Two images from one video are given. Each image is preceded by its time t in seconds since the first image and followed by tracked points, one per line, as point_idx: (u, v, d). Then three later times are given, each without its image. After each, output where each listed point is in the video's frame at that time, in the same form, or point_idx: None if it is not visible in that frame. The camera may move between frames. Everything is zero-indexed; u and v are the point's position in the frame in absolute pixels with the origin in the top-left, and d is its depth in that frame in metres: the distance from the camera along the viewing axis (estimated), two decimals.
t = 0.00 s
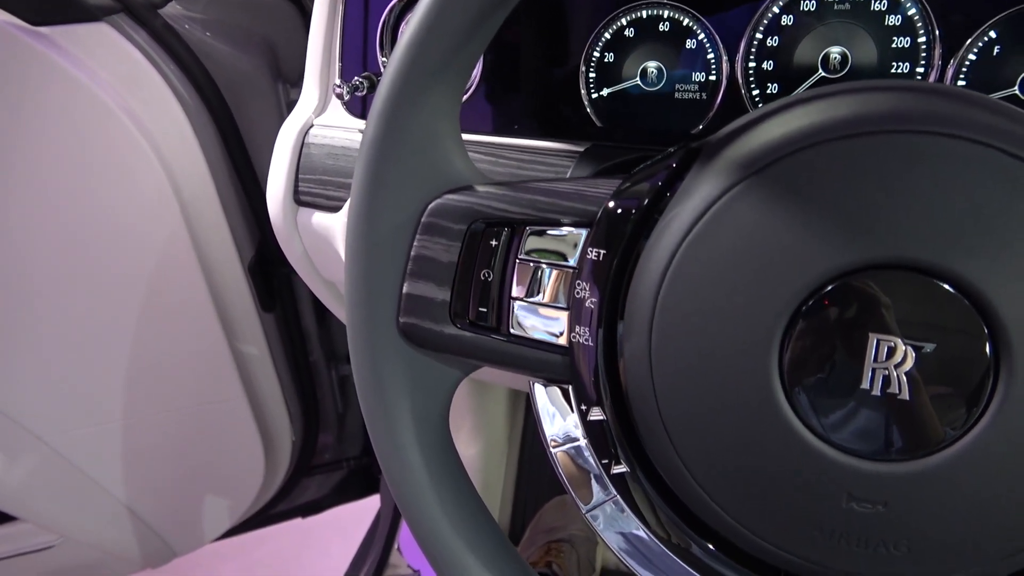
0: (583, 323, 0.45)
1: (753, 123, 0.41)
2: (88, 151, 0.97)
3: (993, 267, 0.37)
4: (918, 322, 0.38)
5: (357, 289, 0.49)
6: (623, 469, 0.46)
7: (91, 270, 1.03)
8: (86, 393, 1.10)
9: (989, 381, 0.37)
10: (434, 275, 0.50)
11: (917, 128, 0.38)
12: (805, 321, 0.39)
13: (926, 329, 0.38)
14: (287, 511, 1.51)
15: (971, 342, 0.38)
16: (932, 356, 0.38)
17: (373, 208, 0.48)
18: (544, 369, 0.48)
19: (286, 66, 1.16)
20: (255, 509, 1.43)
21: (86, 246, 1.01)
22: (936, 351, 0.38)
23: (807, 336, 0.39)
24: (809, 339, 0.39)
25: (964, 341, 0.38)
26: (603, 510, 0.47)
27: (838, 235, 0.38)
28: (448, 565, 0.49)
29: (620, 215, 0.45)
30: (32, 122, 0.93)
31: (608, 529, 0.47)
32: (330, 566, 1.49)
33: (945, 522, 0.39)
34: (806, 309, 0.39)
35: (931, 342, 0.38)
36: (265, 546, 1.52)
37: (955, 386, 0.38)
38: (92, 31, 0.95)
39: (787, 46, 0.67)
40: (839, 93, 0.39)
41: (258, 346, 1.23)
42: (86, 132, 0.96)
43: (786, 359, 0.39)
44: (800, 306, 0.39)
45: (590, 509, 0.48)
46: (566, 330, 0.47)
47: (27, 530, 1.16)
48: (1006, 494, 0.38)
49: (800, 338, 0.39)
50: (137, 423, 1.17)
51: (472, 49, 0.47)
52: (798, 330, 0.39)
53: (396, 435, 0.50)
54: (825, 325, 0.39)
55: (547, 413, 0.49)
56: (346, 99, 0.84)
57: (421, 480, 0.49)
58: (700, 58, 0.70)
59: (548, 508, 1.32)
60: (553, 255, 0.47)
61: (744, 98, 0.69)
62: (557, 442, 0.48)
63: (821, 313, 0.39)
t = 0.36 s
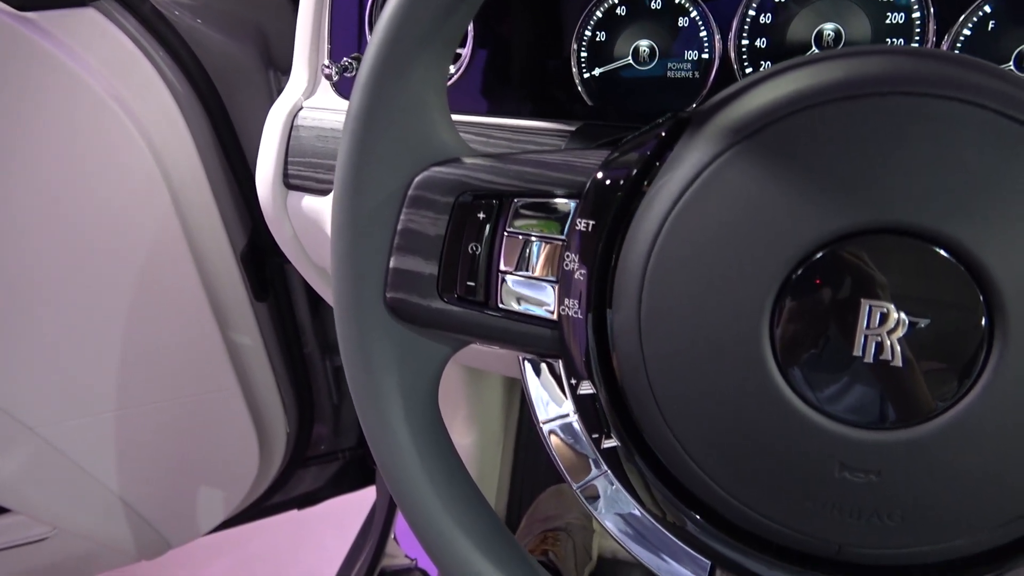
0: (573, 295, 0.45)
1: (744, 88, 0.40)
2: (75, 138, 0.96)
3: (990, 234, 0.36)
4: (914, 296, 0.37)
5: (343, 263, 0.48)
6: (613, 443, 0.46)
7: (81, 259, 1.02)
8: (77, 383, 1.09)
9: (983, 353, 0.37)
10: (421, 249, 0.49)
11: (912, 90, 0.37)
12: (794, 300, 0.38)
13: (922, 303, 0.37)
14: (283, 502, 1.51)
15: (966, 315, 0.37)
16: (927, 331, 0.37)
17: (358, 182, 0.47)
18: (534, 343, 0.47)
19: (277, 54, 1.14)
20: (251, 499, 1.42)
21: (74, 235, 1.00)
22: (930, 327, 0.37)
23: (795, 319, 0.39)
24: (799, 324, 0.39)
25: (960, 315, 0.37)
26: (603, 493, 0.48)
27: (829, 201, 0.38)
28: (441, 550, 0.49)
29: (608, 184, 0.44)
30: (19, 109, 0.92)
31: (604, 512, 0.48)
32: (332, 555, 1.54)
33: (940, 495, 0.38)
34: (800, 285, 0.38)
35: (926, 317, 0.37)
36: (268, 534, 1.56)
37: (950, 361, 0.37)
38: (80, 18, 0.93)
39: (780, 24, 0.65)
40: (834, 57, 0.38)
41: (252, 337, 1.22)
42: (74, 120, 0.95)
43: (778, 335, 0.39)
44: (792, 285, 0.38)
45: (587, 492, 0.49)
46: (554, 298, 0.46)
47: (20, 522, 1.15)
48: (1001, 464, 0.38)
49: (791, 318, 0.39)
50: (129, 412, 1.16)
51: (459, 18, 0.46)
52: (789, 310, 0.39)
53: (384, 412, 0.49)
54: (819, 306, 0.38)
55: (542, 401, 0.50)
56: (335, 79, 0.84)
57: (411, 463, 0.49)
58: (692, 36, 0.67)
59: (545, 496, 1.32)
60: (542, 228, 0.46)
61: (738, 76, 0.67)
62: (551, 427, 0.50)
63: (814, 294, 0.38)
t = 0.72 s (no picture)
0: (559, 268, 0.44)
1: (728, 58, 0.40)
2: (61, 124, 0.95)
3: (973, 202, 0.36)
4: (899, 267, 0.37)
5: (327, 238, 0.48)
6: (599, 416, 0.46)
7: (69, 248, 1.01)
8: (67, 374, 1.08)
9: (967, 323, 0.37)
10: (407, 225, 0.48)
11: (894, 56, 0.37)
12: (782, 281, 0.39)
13: (909, 278, 0.37)
14: (277, 494, 1.51)
15: (951, 287, 0.37)
16: (912, 306, 0.37)
17: (342, 157, 0.47)
18: (520, 317, 0.47)
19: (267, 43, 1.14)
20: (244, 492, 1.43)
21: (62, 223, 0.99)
22: (916, 300, 0.37)
23: (782, 301, 0.39)
24: (786, 305, 0.39)
25: (946, 288, 0.37)
26: (601, 474, 0.50)
27: (812, 166, 0.37)
28: (434, 528, 0.48)
29: (592, 158, 0.44)
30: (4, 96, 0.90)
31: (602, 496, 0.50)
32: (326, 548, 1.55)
33: (923, 464, 0.38)
34: (789, 264, 0.38)
35: (911, 291, 0.37)
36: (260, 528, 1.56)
37: (935, 335, 0.37)
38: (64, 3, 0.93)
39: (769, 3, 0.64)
40: (818, 23, 0.38)
41: (244, 327, 1.22)
42: (60, 107, 0.94)
43: (764, 316, 0.39)
44: (780, 264, 0.38)
45: (584, 477, 0.51)
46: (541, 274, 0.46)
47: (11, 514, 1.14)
48: (985, 431, 0.38)
49: (778, 297, 0.39)
50: (119, 402, 1.15)
51: None
52: (775, 290, 0.39)
53: (371, 388, 0.49)
54: (807, 288, 0.38)
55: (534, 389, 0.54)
56: (322, 62, 0.84)
57: (399, 446, 0.49)
58: (681, 16, 0.66)
59: (539, 485, 1.32)
60: (528, 201, 0.46)
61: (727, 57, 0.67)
62: (546, 416, 0.53)
63: (802, 275, 0.38)
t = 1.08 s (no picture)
0: (547, 239, 0.44)
1: (715, 24, 0.39)
2: (46, 112, 0.94)
3: (964, 167, 0.36)
4: (889, 234, 0.37)
5: (313, 213, 0.48)
6: (589, 388, 0.45)
7: (57, 237, 1.00)
8: (57, 364, 1.07)
9: (954, 293, 0.37)
10: (394, 198, 0.48)
11: (883, 18, 0.36)
12: (773, 261, 0.38)
13: (902, 252, 0.37)
14: (271, 485, 1.51)
15: (941, 259, 0.37)
16: (903, 280, 0.37)
17: (328, 130, 0.46)
18: (508, 290, 0.47)
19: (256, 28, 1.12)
20: (237, 483, 1.43)
21: (50, 212, 0.98)
22: (906, 274, 0.37)
23: (774, 281, 0.38)
24: (778, 286, 0.38)
25: (936, 261, 0.37)
26: (602, 455, 0.49)
27: (800, 130, 0.37)
28: (428, 511, 0.48)
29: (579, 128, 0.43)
30: None
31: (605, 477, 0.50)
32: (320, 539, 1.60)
33: (912, 433, 0.38)
34: (780, 245, 0.38)
35: (902, 265, 0.37)
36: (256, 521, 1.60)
37: (924, 308, 0.37)
38: None
39: None
40: None
41: (236, 316, 1.21)
42: (45, 94, 0.93)
43: (757, 298, 0.39)
44: (771, 244, 0.38)
45: (581, 461, 0.50)
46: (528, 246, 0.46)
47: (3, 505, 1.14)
48: (974, 397, 0.37)
49: (769, 279, 0.38)
50: (110, 392, 1.15)
51: None
52: (766, 268, 0.38)
53: (359, 364, 0.48)
54: (800, 268, 0.38)
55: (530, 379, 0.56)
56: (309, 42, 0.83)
57: (392, 428, 0.48)
58: None
59: (534, 473, 1.33)
60: (516, 172, 0.46)
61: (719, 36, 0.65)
62: (544, 402, 0.53)
63: (794, 257, 0.38)
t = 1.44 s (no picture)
0: (539, 212, 0.43)
1: None
2: (35, 100, 0.92)
3: (959, 131, 0.36)
4: (884, 202, 0.36)
5: (302, 187, 0.47)
6: (581, 362, 0.44)
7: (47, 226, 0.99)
8: (47, 353, 1.06)
9: (945, 265, 0.36)
10: (383, 172, 0.47)
11: None
12: (767, 243, 0.38)
13: (893, 228, 0.36)
14: (266, 475, 1.51)
15: (933, 231, 0.36)
16: (895, 256, 0.37)
17: (316, 103, 0.46)
18: (499, 265, 0.46)
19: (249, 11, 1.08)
20: (232, 474, 1.43)
21: (39, 200, 0.97)
22: (899, 250, 0.37)
23: (769, 262, 0.38)
24: (773, 267, 0.38)
25: (929, 234, 0.36)
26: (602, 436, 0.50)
27: (791, 96, 0.37)
28: (422, 493, 0.48)
29: (568, 100, 0.43)
30: None
31: (605, 457, 0.51)
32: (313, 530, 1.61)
33: (904, 400, 0.38)
34: (773, 227, 0.38)
35: (894, 241, 0.36)
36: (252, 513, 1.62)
37: (915, 280, 0.37)
38: None
39: None
40: None
41: (229, 306, 1.19)
42: (34, 82, 0.91)
43: (752, 277, 0.38)
44: (763, 222, 0.38)
45: (581, 446, 0.52)
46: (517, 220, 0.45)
47: None
48: (965, 365, 0.37)
49: (764, 260, 0.38)
50: (102, 382, 1.14)
51: None
52: (759, 249, 0.38)
53: (350, 340, 0.48)
54: (792, 251, 0.37)
55: (526, 360, 0.56)
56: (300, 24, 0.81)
57: (385, 410, 0.48)
58: None
59: (529, 460, 1.34)
60: (507, 145, 0.45)
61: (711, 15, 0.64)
62: (545, 388, 0.53)
63: (787, 240, 0.37)
